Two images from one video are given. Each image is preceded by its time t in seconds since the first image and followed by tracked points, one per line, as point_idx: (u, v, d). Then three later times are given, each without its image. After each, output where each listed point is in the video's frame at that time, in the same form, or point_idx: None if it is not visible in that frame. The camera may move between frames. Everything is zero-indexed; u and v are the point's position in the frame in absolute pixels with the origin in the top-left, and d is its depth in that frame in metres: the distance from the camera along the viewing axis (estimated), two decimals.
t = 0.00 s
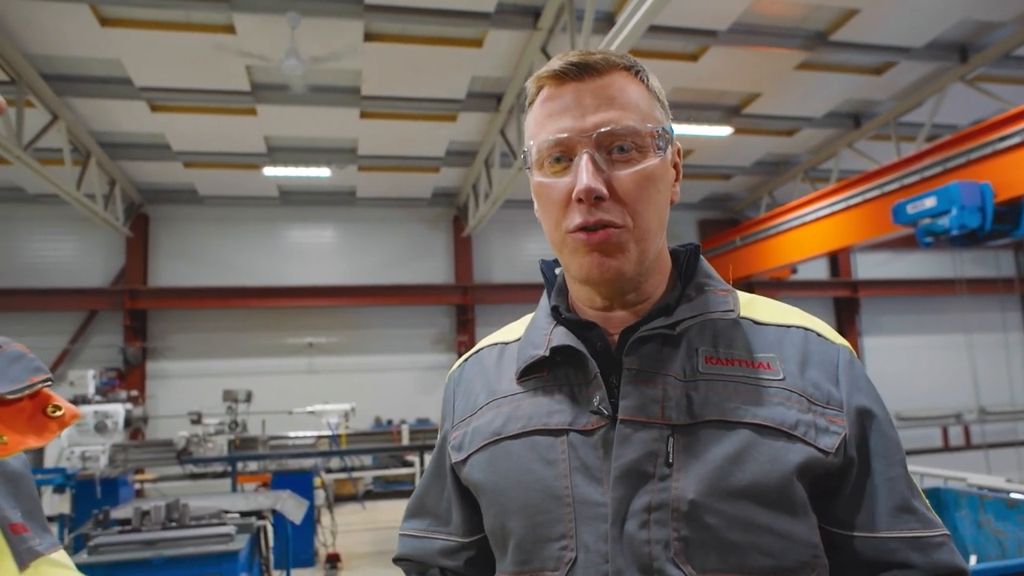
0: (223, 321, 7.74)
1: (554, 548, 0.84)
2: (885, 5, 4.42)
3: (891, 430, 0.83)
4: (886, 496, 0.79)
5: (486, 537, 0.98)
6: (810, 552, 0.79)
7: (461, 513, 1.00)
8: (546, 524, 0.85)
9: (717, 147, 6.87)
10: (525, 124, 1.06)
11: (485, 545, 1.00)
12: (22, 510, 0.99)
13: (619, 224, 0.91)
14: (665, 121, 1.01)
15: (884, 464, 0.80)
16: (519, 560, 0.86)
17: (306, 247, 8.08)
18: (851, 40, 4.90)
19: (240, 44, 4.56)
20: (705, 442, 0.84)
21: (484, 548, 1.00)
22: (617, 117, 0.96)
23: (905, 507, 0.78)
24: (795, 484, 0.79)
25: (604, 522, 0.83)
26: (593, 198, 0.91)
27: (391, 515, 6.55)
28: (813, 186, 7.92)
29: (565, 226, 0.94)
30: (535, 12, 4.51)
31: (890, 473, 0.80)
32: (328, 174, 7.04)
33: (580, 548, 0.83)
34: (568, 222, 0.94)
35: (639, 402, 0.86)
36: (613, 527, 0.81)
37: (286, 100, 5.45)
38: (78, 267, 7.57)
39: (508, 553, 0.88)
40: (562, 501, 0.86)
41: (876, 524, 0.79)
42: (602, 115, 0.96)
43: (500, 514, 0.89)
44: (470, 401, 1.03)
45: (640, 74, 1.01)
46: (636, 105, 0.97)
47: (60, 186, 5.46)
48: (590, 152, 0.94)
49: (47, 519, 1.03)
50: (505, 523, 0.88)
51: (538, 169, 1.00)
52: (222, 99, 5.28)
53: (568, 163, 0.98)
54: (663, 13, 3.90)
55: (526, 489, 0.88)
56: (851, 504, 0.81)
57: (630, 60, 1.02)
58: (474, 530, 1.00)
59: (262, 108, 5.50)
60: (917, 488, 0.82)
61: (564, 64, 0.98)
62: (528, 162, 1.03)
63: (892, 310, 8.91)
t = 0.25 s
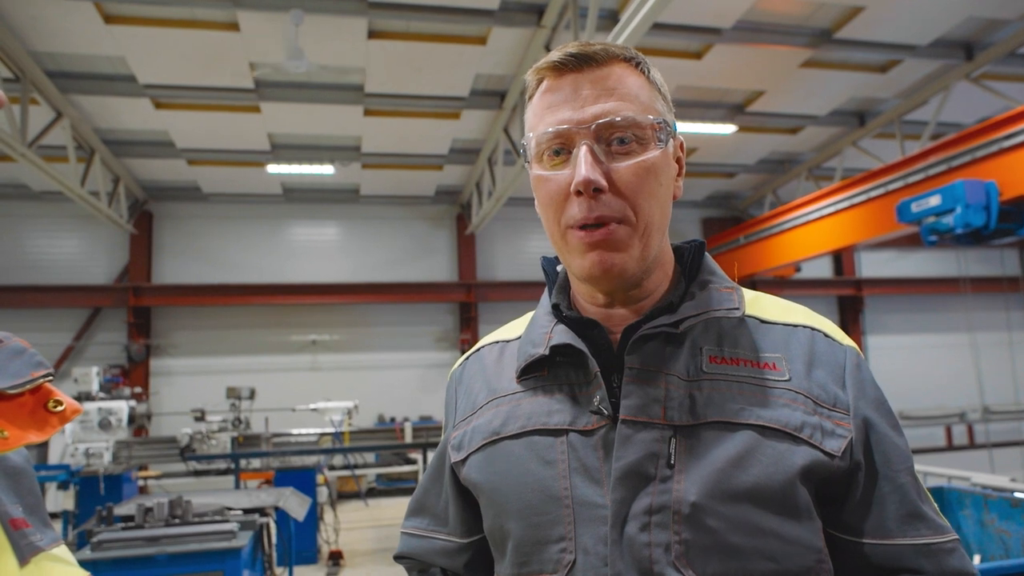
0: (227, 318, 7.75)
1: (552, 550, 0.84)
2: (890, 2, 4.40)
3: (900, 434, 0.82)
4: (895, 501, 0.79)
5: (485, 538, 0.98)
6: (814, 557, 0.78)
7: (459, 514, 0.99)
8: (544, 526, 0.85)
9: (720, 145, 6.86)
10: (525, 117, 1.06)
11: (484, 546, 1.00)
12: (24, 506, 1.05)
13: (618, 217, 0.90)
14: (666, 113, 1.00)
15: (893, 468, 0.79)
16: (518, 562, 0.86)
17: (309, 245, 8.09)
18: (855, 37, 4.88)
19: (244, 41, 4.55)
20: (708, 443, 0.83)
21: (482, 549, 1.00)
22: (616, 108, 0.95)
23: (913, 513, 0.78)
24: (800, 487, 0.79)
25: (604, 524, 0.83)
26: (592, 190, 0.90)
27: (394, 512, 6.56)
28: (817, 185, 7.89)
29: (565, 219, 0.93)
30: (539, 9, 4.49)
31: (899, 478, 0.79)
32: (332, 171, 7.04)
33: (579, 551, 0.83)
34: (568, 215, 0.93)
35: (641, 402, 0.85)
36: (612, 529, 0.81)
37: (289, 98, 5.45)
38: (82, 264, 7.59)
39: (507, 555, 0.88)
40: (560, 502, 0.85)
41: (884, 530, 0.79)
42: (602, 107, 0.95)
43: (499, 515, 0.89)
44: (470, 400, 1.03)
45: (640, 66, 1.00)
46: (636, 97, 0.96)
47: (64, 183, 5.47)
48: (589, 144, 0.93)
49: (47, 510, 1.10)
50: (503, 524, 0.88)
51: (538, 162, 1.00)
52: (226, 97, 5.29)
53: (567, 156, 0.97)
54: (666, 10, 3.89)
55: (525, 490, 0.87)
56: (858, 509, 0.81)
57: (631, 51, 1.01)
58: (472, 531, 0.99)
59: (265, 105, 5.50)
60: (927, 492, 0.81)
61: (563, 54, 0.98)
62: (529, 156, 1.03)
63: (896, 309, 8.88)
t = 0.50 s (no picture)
0: (226, 316, 7.75)
1: (546, 553, 0.84)
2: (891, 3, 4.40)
3: (902, 436, 0.82)
4: (897, 504, 0.78)
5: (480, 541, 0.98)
6: (816, 560, 0.78)
7: (455, 517, 0.99)
8: (539, 528, 0.85)
9: (720, 145, 6.85)
10: (521, 119, 1.05)
11: (479, 548, 1.01)
12: (20, 503, 1.07)
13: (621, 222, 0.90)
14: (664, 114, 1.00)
15: (894, 471, 0.79)
16: (512, 564, 0.85)
17: (309, 244, 8.08)
18: (856, 38, 4.88)
19: (244, 39, 4.55)
20: (706, 444, 0.83)
21: (478, 552, 1.00)
22: (615, 109, 0.95)
23: (915, 517, 0.78)
24: (800, 490, 0.79)
25: (600, 526, 0.83)
26: (593, 194, 0.90)
27: (392, 511, 6.56)
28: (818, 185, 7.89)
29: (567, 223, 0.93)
30: (539, 8, 4.49)
31: (901, 481, 0.79)
32: (332, 170, 7.04)
33: (575, 553, 0.83)
34: (569, 220, 0.93)
35: (639, 402, 0.85)
36: (608, 532, 0.80)
37: (289, 97, 5.44)
38: (82, 262, 7.58)
39: (501, 557, 0.88)
40: (556, 504, 0.85)
41: (885, 534, 0.78)
42: (600, 109, 0.95)
43: (494, 516, 0.89)
44: (466, 401, 1.03)
45: (638, 66, 1.00)
46: (635, 97, 0.96)
47: (63, 181, 5.47)
48: (589, 146, 0.93)
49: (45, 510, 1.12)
50: (498, 526, 0.88)
51: (536, 166, 1.00)
52: (226, 95, 5.29)
53: (566, 158, 0.97)
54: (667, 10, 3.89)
55: (521, 491, 0.87)
56: (859, 513, 0.81)
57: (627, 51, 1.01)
58: (468, 534, 0.99)
59: (265, 104, 5.49)
60: (928, 496, 0.81)
61: (560, 57, 0.97)
62: (527, 159, 1.02)
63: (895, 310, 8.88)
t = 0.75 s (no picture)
0: (225, 315, 7.75)
1: (540, 555, 0.84)
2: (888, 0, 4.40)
3: (903, 437, 0.82)
4: (897, 507, 0.79)
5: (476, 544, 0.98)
6: (813, 563, 0.78)
7: (452, 520, 1.00)
8: (533, 530, 0.85)
9: (718, 143, 6.86)
10: (516, 114, 1.06)
11: (475, 551, 1.00)
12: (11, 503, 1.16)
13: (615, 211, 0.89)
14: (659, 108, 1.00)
15: (894, 473, 0.79)
16: (506, 566, 0.86)
17: (307, 242, 8.08)
18: (854, 35, 4.87)
19: (242, 37, 4.54)
20: (702, 445, 0.83)
21: (474, 555, 1.00)
22: (609, 100, 0.95)
23: (915, 519, 0.78)
24: (796, 491, 0.78)
25: (594, 529, 0.83)
26: (588, 182, 0.89)
27: (391, 509, 6.56)
28: (816, 183, 7.89)
29: (560, 214, 0.93)
30: (537, 7, 4.49)
31: (901, 482, 0.79)
32: (330, 168, 7.04)
33: (568, 556, 0.83)
34: (563, 210, 0.93)
35: (633, 402, 0.85)
36: (601, 534, 0.81)
37: (286, 95, 5.43)
38: (79, 261, 7.57)
39: (496, 558, 0.88)
40: (550, 506, 0.85)
41: (886, 537, 0.78)
42: (595, 100, 0.95)
43: (488, 518, 0.89)
44: (461, 402, 1.03)
45: (632, 60, 1.01)
46: (629, 89, 0.97)
47: (61, 180, 5.46)
48: (583, 136, 0.93)
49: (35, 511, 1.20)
50: (492, 528, 0.88)
51: (530, 158, 1.00)
52: (224, 93, 5.28)
53: (560, 149, 0.97)
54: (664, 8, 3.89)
55: (513, 492, 0.87)
56: (858, 515, 0.81)
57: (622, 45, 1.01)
58: (464, 537, 0.99)
59: (262, 102, 5.48)
60: (930, 498, 0.81)
61: (554, 48, 0.97)
62: (521, 152, 1.02)
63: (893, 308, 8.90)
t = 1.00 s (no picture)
0: (228, 314, 7.76)
1: (546, 554, 0.84)
2: None
3: (913, 438, 0.82)
4: (906, 510, 0.78)
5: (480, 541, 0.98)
6: (820, 564, 0.77)
7: (457, 517, 1.00)
8: (539, 529, 0.85)
9: (721, 142, 6.85)
10: (523, 110, 1.05)
11: (480, 549, 1.00)
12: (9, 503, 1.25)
13: (624, 210, 0.89)
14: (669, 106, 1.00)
15: (904, 474, 0.79)
16: (511, 565, 0.86)
17: (310, 241, 8.09)
18: (858, 34, 4.86)
19: (245, 37, 4.54)
20: (710, 445, 0.83)
21: (479, 552, 1.00)
22: (619, 98, 0.94)
23: (925, 521, 0.78)
24: (805, 492, 0.78)
25: (600, 528, 0.83)
26: (597, 181, 0.89)
27: (394, 508, 6.57)
28: (819, 182, 7.88)
29: (569, 212, 0.92)
30: (540, 5, 4.48)
31: (911, 484, 0.78)
32: (332, 167, 7.04)
33: (574, 556, 0.82)
34: (571, 209, 0.92)
35: (640, 401, 0.85)
36: (608, 534, 0.80)
37: (289, 94, 5.43)
38: (83, 260, 7.59)
39: (501, 558, 0.88)
40: (556, 504, 0.85)
41: (894, 539, 0.78)
42: (605, 98, 0.95)
43: (494, 517, 0.89)
44: (466, 399, 1.03)
45: (642, 56, 1.00)
46: (639, 86, 0.96)
47: (64, 179, 5.48)
48: (592, 134, 0.93)
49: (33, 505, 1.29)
50: (498, 526, 0.88)
51: (538, 155, 0.99)
52: (227, 92, 5.29)
53: (569, 147, 0.97)
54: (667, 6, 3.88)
55: (519, 491, 0.87)
56: (868, 517, 0.80)
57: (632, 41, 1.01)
58: (469, 534, 0.99)
59: (265, 101, 5.49)
60: (939, 500, 0.81)
61: (564, 45, 0.97)
62: (529, 149, 1.02)
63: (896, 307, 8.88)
